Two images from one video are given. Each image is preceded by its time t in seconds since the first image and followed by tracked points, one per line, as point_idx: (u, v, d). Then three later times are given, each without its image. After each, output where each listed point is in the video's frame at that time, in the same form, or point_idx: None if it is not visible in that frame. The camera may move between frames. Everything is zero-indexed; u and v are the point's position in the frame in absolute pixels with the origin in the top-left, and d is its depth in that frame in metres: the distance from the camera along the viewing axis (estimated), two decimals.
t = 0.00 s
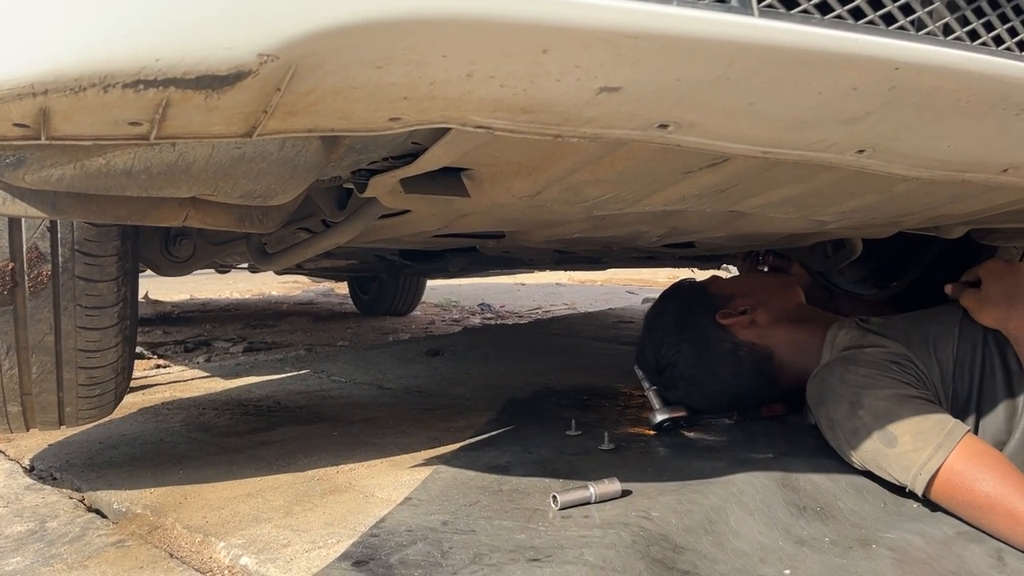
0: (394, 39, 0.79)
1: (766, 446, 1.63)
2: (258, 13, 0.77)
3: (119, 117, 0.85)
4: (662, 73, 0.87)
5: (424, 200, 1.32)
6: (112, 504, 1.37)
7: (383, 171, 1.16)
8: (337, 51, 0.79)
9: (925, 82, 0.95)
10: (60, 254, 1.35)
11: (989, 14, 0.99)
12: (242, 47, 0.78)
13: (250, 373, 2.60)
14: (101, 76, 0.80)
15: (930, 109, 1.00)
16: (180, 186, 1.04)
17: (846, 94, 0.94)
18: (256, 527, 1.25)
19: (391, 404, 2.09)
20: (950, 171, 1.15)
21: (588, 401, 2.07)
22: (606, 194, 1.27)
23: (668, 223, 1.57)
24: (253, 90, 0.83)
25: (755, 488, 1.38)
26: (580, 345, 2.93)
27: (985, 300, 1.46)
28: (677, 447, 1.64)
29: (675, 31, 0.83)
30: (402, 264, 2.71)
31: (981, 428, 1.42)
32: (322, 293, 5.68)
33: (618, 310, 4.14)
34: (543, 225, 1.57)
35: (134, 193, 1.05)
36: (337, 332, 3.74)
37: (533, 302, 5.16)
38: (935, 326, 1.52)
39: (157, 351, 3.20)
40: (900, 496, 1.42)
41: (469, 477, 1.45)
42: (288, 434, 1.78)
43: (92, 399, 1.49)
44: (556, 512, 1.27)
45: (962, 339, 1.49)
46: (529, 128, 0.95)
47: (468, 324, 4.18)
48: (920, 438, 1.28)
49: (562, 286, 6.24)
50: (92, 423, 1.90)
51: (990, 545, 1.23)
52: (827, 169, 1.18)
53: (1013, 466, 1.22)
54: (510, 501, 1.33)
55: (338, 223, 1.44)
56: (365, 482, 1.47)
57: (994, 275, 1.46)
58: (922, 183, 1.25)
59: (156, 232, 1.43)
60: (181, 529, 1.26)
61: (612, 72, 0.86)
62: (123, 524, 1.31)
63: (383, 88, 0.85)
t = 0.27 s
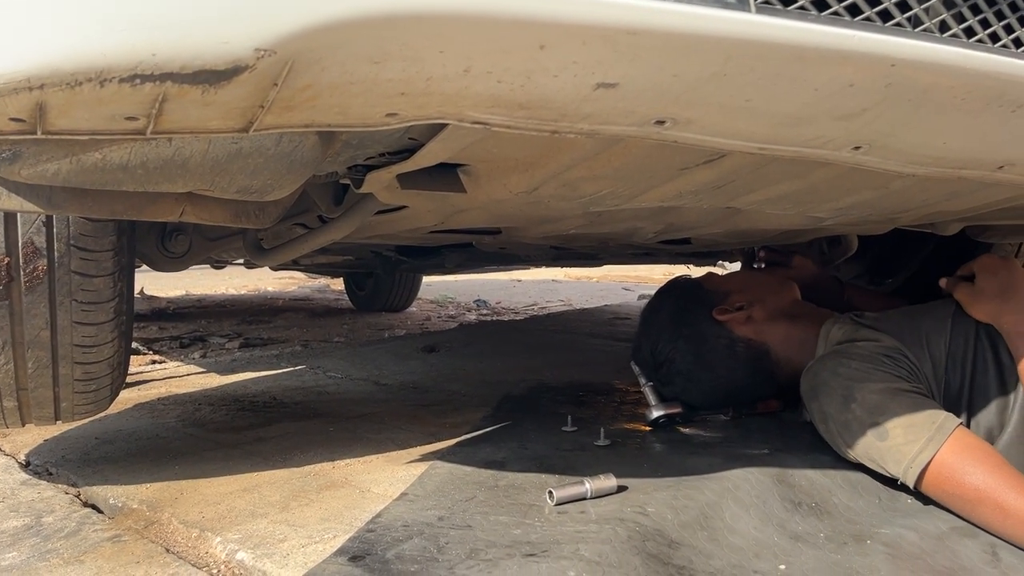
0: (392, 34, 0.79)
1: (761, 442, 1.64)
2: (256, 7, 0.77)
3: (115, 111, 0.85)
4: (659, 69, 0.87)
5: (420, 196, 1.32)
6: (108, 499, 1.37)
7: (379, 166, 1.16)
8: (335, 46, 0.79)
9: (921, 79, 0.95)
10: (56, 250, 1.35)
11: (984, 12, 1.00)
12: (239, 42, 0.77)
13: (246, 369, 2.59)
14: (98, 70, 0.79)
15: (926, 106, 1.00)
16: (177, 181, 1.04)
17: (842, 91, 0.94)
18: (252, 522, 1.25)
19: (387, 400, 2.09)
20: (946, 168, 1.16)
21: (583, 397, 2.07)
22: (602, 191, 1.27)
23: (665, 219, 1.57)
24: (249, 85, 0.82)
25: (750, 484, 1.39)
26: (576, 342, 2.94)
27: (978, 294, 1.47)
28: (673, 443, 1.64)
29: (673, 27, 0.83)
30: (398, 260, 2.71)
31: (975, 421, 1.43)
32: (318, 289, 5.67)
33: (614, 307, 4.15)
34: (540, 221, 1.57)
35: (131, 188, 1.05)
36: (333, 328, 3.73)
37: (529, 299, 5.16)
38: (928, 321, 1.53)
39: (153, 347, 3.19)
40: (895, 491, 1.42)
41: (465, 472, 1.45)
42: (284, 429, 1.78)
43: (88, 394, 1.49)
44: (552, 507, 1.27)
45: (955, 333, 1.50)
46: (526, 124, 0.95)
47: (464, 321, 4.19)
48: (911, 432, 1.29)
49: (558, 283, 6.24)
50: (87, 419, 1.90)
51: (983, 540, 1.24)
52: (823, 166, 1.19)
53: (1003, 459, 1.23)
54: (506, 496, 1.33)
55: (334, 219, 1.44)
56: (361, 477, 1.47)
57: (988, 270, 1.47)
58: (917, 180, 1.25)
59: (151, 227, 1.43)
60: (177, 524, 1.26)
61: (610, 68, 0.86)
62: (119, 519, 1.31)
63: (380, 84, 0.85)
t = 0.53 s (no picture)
0: (385, 30, 0.79)
1: (754, 438, 1.64)
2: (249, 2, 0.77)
3: (107, 106, 0.85)
4: (653, 66, 0.87)
5: (414, 192, 1.32)
6: (101, 495, 1.37)
7: (373, 162, 1.16)
8: (328, 41, 0.79)
9: (915, 76, 0.95)
10: (47, 245, 1.34)
11: (978, 9, 1.00)
12: (231, 37, 0.77)
13: (239, 365, 2.59)
14: (89, 65, 0.79)
15: (919, 103, 1.01)
16: (169, 176, 1.03)
17: (836, 88, 0.94)
18: (245, 518, 1.25)
19: (381, 396, 2.09)
20: (939, 166, 1.16)
21: (577, 393, 2.07)
22: (596, 187, 1.27)
23: (659, 216, 1.57)
24: (242, 80, 0.82)
25: (743, 480, 1.39)
26: (571, 338, 2.94)
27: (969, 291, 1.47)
28: (666, 439, 1.65)
29: (667, 23, 0.83)
30: (393, 256, 2.70)
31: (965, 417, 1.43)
32: (312, 286, 5.66)
33: (609, 303, 4.15)
34: (534, 217, 1.57)
35: (123, 183, 1.04)
36: (328, 325, 3.73)
37: (523, 295, 5.16)
38: (920, 317, 1.53)
39: (146, 343, 3.19)
40: (886, 488, 1.43)
41: (459, 468, 1.45)
42: (278, 426, 1.78)
43: (80, 390, 1.49)
44: (545, 503, 1.28)
45: (946, 329, 1.50)
46: (520, 120, 0.95)
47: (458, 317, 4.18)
48: (902, 428, 1.30)
49: (552, 280, 6.24)
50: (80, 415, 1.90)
51: (974, 536, 1.25)
52: (816, 163, 1.19)
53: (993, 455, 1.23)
54: (500, 492, 1.33)
55: (328, 215, 1.44)
56: (355, 473, 1.47)
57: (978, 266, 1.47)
58: (910, 177, 1.26)
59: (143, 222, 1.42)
60: (170, 519, 1.26)
61: (604, 64, 0.86)
62: (112, 515, 1.31)
63: (374, 79, 0.85)
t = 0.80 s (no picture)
0: (376, 21, 0.78)
1: (747, 435, 1.64)
2: None
3: (94, 98, 0.84)
4: (645, 60, 0.87)
5: (406, 188, 1.32)
6: (89, 491, 1.36)
7: (364, 157, 1.15)
8: (317, 33, 0.78)
9: (907, 72, 0.95)
10: (35, 239, 1.33)
11: (970, 6, 1.00)
12: (220, 28, 0.77)
13: (231, 362, 2.58)
14: (76, 56, 0.78)
15: (911, 99, 1.01)
16: (158, 169, 1.02)
17: (828, 83, 0.94)
18: (234, 515, 1.24)
19: (372, 393, 2.08)
20: (931, 162, 1.16)
21: (570, 391, 2.07)
22: (588, 183, 1.26)
23: (652, 213, 1.57)
24: (231, 72, 0.81)
25: (734, 477, 1.39)
26: (564, 336, 2.94)
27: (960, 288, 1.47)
28: (658, 436, 1.64)
29: (659, 17, 0.83)
30: (385, 253, 2.69)
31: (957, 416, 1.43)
32: (305, 283, 5.65)
33: (602, 301, 4.15)
34: (526, 214, 1.57)
35: (112, 177, 1.03)
36: (320, 322, 3.72)
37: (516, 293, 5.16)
38: (912, 316, 1.54)
39: (137, 340, 3.17)
40: (878, 484, 1.43)
41: (450, 465, 1.45)
42: (268, 422, 1.77)
43: (68, 385, 1.48)
44: (536, 500, 1.27)
45: (938, 328, 1.51)
46: (511, 114, 0.94)
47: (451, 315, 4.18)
48: (895, 428, 1.30)
49: (546, 278, 6.24)
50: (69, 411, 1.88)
51: (965, 533, 1.25)
52: (808, 159, 1.19)
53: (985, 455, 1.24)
54: (491, 488, 1.33)
55: (319, 210, 1.43)
56: (346, 470, 1.46)
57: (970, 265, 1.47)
58: (902, 174, 1.26)
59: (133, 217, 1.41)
60: (158, 516, 1.25)
61: (595, 57, 0.86)
62: (100, 511, 1.30)
63: (364, 72, 0.84)
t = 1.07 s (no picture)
0: (365, 7, 0.77)
1: (738, 432, 1.64)
2: None
3: (80, 83, 0.83)
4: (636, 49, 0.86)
5: (396, 181, 1.31)
6: (75, 486, 1.34)
7: (354, 149, 1.14)
8: (305, 18, 0.78)
9: (898, 64, 0.95)
10: (21, 229, 1.33)
11: None
12: (207, 12, 0.76)
13: (221, 360, 2.56)
14: (61, 38, 0.78)
15: (902, 92, 1.01)
16: (145, 158, 1.01)
17: (819, 75, 0.94)
18: (222, 509, 1.23)
19: (363, 390, 2.07)
20: (921, 156, 1.16)
21: (561, 388, 2.06)
22: (579, 177, 1.26)
23: (643, 208, 1.57)
24: (218, 58, 0.81)
25: (725, 473, 1.39)
26: (556, 334, 2.93)
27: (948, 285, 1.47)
28: (649, 433, 1.64)
29: (649, 5, 0.82)
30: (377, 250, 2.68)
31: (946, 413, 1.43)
32: (297, 283, 5.63)
33: (594, 300, 4.15)
34: (518, 209, 1.56)
35: (98, 165, 1.03)
36: (312, 321, 3.70)
37: (509, 293, 5.16)
38: (901, 313, 1.54)
39: (127, 338, 3.15)
40: (868, 480, 1.43)
41: (440, 460, 1.44)
42: (258, 418, 1.76)
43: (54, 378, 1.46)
44: (526, 494, 1.27)
45: (927, 325, 1.51)
46: (502, 104, 0.94)
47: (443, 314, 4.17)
48: (883, 425, 1.30)
49: (539, 278, 6.23)
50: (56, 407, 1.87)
51: (955, 529, 1.25)
52: (800, 153, 1.19)
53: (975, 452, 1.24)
54: (481, 483, 1.32)
55: (308, 204, 1.42)
56: (335, 465, 1.45)
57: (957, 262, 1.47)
58: (893, 169, 1.26)
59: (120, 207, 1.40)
60: (145, 510, 1.24)
61: (586, 46, 0.85)
62: (86, 505, 1.29)
63: (353, 59, 0.83)
